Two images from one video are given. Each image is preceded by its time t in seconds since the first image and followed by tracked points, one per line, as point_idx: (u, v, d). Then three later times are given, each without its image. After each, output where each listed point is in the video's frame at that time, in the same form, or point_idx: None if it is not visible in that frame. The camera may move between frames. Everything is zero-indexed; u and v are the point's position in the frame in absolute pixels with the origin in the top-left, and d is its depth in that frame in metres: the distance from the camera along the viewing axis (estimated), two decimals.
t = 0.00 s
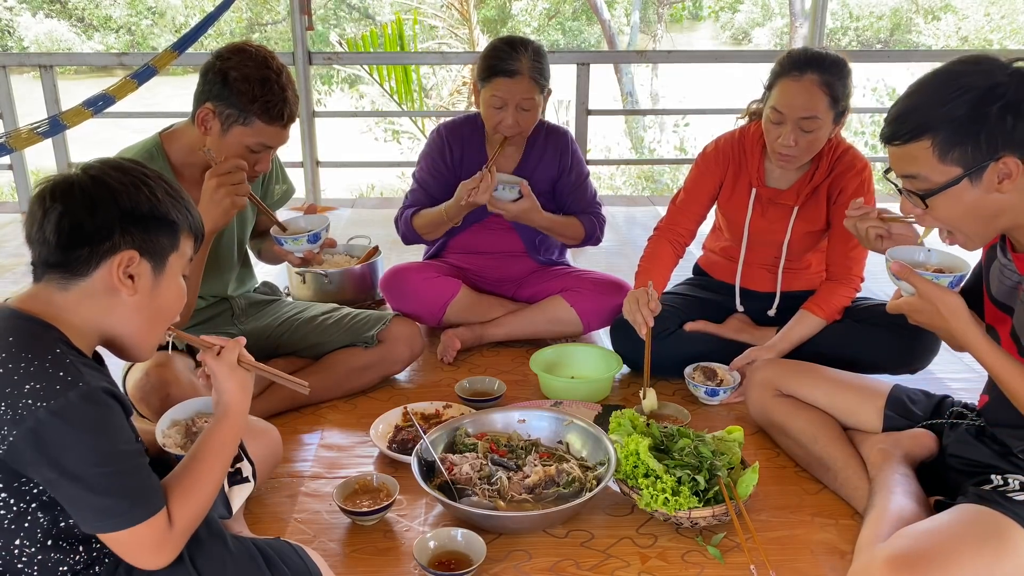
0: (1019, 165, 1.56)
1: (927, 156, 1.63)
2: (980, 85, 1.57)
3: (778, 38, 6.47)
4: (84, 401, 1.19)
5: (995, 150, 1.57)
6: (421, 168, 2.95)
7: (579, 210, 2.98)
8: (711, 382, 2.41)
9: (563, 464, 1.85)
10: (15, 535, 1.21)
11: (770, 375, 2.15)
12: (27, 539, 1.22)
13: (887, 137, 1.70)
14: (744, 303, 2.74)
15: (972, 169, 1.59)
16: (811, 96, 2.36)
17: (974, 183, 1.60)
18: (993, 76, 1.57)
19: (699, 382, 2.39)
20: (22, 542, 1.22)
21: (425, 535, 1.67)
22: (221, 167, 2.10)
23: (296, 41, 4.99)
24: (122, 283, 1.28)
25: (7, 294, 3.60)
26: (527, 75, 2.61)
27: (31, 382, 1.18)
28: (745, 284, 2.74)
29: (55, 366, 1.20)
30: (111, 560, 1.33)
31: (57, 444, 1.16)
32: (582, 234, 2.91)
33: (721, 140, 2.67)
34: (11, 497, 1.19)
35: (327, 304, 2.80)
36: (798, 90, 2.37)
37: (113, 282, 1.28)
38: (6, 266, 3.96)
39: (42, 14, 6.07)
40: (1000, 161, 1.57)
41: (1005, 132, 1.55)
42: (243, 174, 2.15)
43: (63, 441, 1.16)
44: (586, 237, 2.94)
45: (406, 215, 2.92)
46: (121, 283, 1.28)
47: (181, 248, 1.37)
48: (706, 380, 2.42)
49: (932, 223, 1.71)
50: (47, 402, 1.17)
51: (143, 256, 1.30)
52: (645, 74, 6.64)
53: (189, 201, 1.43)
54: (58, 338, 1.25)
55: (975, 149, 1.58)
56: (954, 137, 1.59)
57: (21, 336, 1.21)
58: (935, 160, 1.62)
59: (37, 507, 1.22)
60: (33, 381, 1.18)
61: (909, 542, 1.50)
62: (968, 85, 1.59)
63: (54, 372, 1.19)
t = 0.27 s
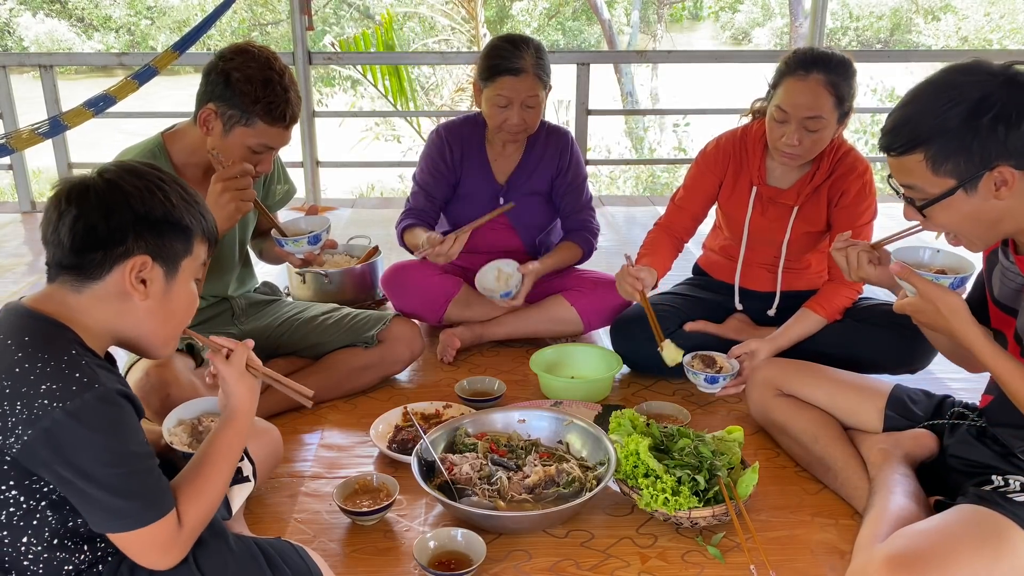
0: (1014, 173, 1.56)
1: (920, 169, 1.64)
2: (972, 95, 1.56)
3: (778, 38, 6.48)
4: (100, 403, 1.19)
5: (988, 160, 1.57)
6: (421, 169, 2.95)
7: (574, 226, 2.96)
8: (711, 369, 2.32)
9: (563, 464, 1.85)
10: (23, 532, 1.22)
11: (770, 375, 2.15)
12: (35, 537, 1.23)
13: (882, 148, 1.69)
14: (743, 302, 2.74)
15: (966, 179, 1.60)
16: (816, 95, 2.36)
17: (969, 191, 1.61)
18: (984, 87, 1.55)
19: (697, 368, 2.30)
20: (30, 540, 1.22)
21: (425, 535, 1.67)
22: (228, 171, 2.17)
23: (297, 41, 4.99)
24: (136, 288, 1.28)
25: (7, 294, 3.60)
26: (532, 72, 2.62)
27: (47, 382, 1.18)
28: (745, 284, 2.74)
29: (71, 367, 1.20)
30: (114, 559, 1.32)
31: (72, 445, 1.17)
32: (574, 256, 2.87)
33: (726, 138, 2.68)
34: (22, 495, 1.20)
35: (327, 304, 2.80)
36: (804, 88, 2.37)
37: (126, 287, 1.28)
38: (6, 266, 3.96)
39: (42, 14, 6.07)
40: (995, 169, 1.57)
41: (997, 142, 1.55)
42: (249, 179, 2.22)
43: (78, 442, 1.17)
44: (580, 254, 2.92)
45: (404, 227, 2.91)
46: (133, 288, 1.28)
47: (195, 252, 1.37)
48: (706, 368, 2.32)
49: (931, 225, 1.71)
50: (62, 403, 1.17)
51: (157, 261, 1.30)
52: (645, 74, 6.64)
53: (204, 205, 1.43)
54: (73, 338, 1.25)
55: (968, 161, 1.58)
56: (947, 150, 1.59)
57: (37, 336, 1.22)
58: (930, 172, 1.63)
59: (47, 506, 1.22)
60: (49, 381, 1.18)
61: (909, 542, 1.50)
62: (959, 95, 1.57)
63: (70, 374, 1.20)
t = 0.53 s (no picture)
0: (1006, 184, 1.56)
1: (914, 190, 1.65)
2: (956, 115, 1.56)
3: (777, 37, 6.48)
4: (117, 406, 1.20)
5: (979, 175, 1.56)
6: (420, 171, 2.95)
7: (566, 230, 2.94)
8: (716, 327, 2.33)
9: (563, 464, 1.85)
10: (36, 531, 1.23)
11: (771, 374, 2.15)
12: (48, 536, 1.23)
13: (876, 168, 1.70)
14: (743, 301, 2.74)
15: (960, 197, 1.60)
16: (825, 97, 2.36)
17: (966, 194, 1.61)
18: (969, 105, 1.55)
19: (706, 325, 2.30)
20: (43, 539, 1.23)
21: (425, 535, 1.67)
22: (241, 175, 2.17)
23: (297, 41, 4.99)
24: (152, 291, 1.29)
25: (8, 294, 3.60)
26: (534, 71, 2.62)
27: (67, 383, 1.20)
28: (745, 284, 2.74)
29: (92, 369, 1.22)
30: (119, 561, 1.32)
31: (89, 447, 1.18)
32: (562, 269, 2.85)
33: (731, 131, 2.71)
34: (37, 494, 1.21)
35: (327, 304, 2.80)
36: (815, 88, 2.37)
37: (143, 289, 1.28)
38: (6, 266, 3.96)
39: (42, 14, 6.08)
40: (988, 184, 1.57)
41: (987, 158, 1.54)
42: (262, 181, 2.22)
43: (95, 444, 1.18)
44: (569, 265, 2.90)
45: (406, 235, 2.92)
46: (150, 290, 1.29)
47: (210, 252, 1.38)
48: (710, 325, 2.33)
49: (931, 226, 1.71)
50: (81, 404, 1.18)
51: (175, 264, 1.31)
52: (645, 74, 6.64)
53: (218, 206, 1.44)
54: (93, 339, 1.27)
55: (959, 178, 1.58)
56: (937, 169, 1.59)
57: (56, 335, 1.24)
58: (922, 192, 1.64)
59: (60, 506, 1.23)
60: (69, 382, 1.20)
61: (909, 543, 1.50)
62: (945, 114, 1.57)
63: (91, 375, 1.21)
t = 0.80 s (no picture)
0: (1006, 184, 1.56)
1: (913, 193, 1.65)
2: (953, 117, 1.56)
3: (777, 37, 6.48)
4: (121, 402, 1.21)
5: (979, 175, 1.56)
6: (417, 174, 2.95)
7: (560, 234, 2.93)
8: (725, 281, 2.43)
9: (563, 464, 1.85)
10: (41, 528, 1.23)
11: (771, 375, 2.15)
12: (52, 533, 1.24)
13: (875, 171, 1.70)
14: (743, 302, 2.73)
15: (959, 198, 1.60)
16: (830, 89, 2.36)
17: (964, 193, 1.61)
18: (966, 107, 1.55)
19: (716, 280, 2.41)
20: (47, 536, 1.23)
21: (425, 535, 1.67)
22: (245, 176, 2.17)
23: (297, 41, 4.99)
24: (153, 290, 1.29)
25: (8, 294, 3.60)
26: (533, 71, 2.63)
27: (72, 379, 1.20)
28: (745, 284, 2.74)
29: (95, 366, 1.22)
30: (122, 559, 1.34)
31: (92, 444, 1.18)
32: (556, 273, 2.83)
33: (735, 128, 2.73)
34: (40, 491, 1.21)
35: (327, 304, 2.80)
36: (825, 81, 2.37)
37: (143, 288, 1.29)
38: (6, 266, 3.96)
39: (42, 14, 6.07)
40: (988, 184, 1.57)
41: (985, 160, 1.54)
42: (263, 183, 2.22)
43: (98, 442, 1.18)
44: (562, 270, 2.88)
45: (405, 239, 2.91)
46: (151, 290, 1.29)
47: (208, 246, 1.37)
48: (720, 280, 2.44)
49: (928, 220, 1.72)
50: (84, 401, 1.19)
51: (173, 262, 1.30)
52: (644, 74, 6.64)
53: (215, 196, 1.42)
54: (97, 337, 1.27)
55: (958, 179, 1.58)
56: (935, 172, 1.59)
57: (60, 332, 1.24)
58: (921, 195, 1.64)
59: (64, 503, 1.23)
60: (73, 378, 1.20)
61: (908, 543, 1.50)
62: (942, 116, 1.57)
63: (94, 372, 1.21)
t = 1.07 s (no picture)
0: (1003, 175, 1.56)
1: (909, 181, 1.65)
2: (951, 103, 1.57)
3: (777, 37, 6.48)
4: (109, 385, 1.19)
5: (976, 163, 1.57)
6: (415, 176, 2.94)
7: (559, 236, 2.93)
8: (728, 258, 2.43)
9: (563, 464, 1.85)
10: (34, 522, 1.22)
11: (771, 375, 2.15)
12: (46, 527, 1.22)
13: (872, 161, 1.70)
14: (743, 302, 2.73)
15: (956, 184, 1.60)
16: (829, 87, 2.36)
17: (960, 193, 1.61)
18: (964, 92, 1.57)
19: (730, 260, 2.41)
20: (41, 530, 1.22)
21: (425, 535, 1.67)
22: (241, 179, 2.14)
23: (296, 40, 4.99)
24: (99, 290, 1.24)
25: (8, 294, 3.60)
26: (528, 73, 2.63)
27: (55, 370, 1.18)
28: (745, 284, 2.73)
29: (76, 355, 1.20)
30: (120, 555, 1.32)
31: (81, 431, 1.17)
32: (555, 277, 2.83)
33: (735, 128, 2.73)
34: (32, 486, 1.21)
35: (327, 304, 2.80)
36: (823, 79, 2.37)
37: (91, 288, 1.24)
38: (7, 266, 3.96)
39: (42, 14, 6.07)
40: (984, 173, 1.57)
41: (982, 146, 1.55)
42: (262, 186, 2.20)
43: (87, 427, 1.17)
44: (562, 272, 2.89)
45: (404, 244, 2.92)
46: (98, 290, 1.24)
47: (166, 252, 1.27)
48: (724, 257, 2.44)
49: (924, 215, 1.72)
50: (70, 389, 1.17)
51: (119, 264, 1.24)
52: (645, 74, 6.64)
53: (189, 195, 1.32)
54: (73, 330, 1.24)
55: (955, 167, 1.58)
56: (932, 157, 1.59)
57: (41, 328, 1.22)
58: (918, 183, 1.64)
59: (57, 496, 1.23)
60: (56, 370, 1.18)
61: (906, 543, 1.50)
62: (939, 103, 1.58)
63: (76, 360, 1.20)
